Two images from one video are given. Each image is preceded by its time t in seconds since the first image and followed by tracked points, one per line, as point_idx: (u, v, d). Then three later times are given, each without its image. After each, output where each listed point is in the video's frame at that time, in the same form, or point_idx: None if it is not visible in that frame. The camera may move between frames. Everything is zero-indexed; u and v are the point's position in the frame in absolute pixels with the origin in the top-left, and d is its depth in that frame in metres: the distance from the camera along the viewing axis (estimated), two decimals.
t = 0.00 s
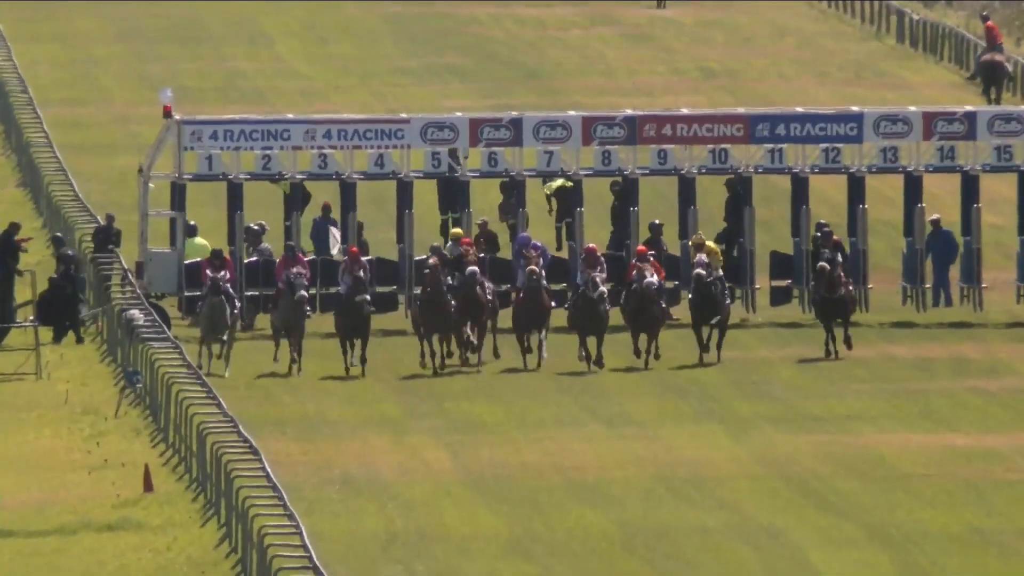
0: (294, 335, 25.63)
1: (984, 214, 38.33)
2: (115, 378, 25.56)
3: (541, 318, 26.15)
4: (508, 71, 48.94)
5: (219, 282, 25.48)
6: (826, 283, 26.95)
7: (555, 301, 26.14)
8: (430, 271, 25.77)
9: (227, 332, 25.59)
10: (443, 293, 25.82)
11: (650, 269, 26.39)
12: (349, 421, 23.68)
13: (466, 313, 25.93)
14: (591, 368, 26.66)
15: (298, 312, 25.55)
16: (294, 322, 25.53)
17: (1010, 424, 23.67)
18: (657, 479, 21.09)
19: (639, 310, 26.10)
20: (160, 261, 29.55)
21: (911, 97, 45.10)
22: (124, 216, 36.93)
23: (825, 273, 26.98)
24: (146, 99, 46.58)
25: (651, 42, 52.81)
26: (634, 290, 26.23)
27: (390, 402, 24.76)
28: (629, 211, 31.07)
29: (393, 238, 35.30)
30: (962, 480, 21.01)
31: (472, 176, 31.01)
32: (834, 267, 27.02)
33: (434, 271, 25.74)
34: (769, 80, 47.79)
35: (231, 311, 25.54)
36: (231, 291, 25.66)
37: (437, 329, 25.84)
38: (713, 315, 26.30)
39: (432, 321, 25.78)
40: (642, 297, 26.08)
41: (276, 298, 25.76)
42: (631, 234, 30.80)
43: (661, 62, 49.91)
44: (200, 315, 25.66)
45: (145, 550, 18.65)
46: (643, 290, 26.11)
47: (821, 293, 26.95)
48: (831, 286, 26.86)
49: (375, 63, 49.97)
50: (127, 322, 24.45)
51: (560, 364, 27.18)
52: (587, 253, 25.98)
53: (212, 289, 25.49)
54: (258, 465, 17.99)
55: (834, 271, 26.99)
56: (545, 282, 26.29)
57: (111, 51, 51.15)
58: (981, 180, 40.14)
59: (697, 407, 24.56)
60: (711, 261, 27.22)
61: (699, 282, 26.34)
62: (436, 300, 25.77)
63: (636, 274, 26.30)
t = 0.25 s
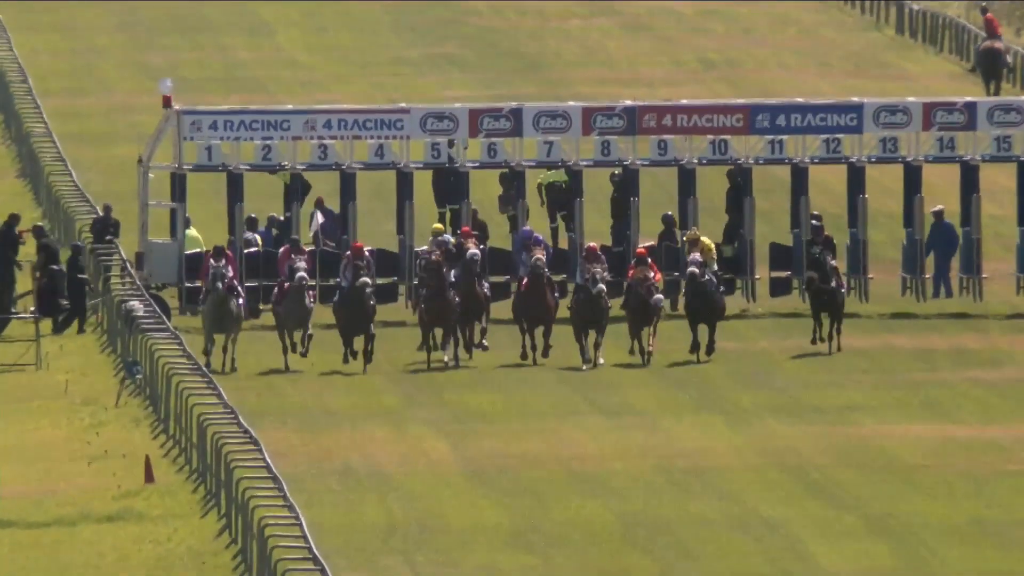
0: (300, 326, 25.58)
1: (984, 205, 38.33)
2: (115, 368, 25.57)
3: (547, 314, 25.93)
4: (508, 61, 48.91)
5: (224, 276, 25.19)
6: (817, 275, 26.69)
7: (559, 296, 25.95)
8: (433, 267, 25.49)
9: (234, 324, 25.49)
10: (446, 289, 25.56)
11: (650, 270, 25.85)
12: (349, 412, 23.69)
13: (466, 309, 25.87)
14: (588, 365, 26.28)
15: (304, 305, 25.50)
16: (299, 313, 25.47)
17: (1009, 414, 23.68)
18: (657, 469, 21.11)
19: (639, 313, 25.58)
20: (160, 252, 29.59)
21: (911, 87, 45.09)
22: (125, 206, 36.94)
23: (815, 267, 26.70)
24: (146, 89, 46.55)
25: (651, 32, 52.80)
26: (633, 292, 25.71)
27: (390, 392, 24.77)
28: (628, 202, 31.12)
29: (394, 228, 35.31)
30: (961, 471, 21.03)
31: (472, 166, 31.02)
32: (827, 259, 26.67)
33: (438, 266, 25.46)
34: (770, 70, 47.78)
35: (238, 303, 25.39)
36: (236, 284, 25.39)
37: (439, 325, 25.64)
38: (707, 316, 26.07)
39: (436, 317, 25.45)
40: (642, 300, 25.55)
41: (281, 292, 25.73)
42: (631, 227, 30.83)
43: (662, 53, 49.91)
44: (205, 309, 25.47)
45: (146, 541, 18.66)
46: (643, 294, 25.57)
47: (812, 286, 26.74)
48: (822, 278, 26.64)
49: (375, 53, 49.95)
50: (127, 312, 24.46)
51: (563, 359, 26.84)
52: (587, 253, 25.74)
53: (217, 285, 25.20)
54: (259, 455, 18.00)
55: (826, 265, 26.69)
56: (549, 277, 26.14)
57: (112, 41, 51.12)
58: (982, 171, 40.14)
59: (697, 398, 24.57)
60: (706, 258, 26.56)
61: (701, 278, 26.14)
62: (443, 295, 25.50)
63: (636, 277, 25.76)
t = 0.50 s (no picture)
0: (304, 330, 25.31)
1: (984, 203, 38.34)
2: (115, 367, 25.59)
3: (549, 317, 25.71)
4: (509, 59, 48.90)
5: (228, 277, 25.09)
6: (807, 279, 26.41)
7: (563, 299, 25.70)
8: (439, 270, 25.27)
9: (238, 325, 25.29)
10: (453, 290, 25.39)
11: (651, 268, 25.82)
12: (350, 410, 23.70)
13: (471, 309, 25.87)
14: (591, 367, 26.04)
15: (308, 307, 25.26)
16: (303, 316, 25.20)
17: (1010, 413, 23.69)
18: (657, 468, 21.12)
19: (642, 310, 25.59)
20: (160, 250, 29.56)
21: (912, 85, 45.09)
22: (126, 204, 36.94)
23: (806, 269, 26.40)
24: (146, 87, 46.54)
25: (652, 30, 52.79)
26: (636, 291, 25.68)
27: (391, 391, 24.77)
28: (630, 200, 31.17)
29: (394, 226, 35.31)
30: (962, 470, 21.04)
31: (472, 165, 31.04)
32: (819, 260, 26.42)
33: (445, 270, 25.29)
34: (770, 68, 47.78)
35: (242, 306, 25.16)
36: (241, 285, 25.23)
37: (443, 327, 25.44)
38: (701, 317, 26.03)
39: (440, 317, 25.34)
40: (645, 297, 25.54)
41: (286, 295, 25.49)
42: (633, 225, 30.94)
43: (662, 51, 49.91)
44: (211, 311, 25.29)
45: (146, 539, 18.68)
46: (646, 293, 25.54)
47: (801, 288, 26.43)
48: (812, 281, 26.35)
49: (376, 51, 49.95)
50: (127, 311, 24.47)
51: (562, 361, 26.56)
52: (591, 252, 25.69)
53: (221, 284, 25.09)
54: (259, 453, 18.01)
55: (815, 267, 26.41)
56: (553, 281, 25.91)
57: (112, 39, 51.10)
58: (982, 169, 40.13)
59: (697, 396, 24.57)
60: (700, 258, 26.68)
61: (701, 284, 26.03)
62: (449, 298, 25.31)
63: (637, 276, 25.75)
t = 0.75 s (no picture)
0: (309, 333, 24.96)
1: (986, 202, 38.35)
2: (117, 366, 25.60)
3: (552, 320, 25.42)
4: (510, 58, 48.92)
5: (235, 281, 24.98)
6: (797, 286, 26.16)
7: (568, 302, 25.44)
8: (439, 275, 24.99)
9: (244, 327, 25.03)
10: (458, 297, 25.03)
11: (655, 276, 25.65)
12: (352, 409, 23.71)
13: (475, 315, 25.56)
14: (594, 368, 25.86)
15: (312, 310, 24.93)
16: (307, 318, 24.89)
17: (1011, 412, 23.70)
18: (659, 466, 21.13)
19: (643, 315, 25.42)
20: (162, 249, 29.63)
21: (913, 85, 45.10)
22: (127, 204, 36.96)
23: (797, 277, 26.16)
24: (147, 86, 46.55)
25: (653, 29, 52.79)
26: (639, 296, 25.54)
27: (392, 390, 24.78)
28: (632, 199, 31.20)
29: (395, 226, 35.33)
30: (963, 469, 21.05)
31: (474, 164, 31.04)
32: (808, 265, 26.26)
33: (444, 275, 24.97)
34: (771, 68, 47.78)
35: (248, 309, 24.93)
36: (248, 290, 25.07)
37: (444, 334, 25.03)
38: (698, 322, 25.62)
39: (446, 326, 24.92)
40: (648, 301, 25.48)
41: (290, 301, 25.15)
42: (635, 224, 30.98)
43: (663, 50, 49.92)
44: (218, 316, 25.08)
45: (148, 537, 18.69)
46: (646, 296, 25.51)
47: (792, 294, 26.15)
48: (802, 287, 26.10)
49: (377, 50, 49.96)
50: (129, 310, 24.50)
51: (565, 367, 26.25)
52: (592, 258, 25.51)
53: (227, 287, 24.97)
54: (260, 452, 18.01)
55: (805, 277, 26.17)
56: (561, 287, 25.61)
57: (113, 38, 51.11)
58: (984, 168, 40.14)
59: (699, 395, 24.58)
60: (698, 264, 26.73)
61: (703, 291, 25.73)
62: (451, 304, 24.91)
63: (642, 283, 25.56)
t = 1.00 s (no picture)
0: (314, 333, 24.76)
1: (986, 198, 38.34)
2: (117, 362, 25.58)
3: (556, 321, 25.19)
4: (510, 54, 48.92)
5: (239, 283, 24.63)
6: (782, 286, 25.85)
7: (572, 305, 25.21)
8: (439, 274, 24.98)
9: (249, 330, 24.66)
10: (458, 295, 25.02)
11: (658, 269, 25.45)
12: (352, 405, 23.70)
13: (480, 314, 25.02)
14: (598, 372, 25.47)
15: (315, 310, 24.73)
16: (310, 317, 24.69)
17: (1011, 408, 23.70)
18: (659, 462, 21.12)
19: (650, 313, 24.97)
20: (162, 246, 29.58)
21: (912, 81, 45.10)
22: (128, 199, 36.97)
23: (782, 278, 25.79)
24: (148, 82, 46.56)
25: (652, 25, 52.80)
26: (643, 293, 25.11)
27: (392, 386, 24.79)
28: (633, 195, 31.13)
29: (396, 221, 35.34)
30: (963, 464, 21.06)
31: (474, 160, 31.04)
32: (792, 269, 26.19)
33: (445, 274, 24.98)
34: (771, 64, 47.79)
35: (253, 312, 24.63)
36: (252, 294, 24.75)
37: (447, 331, 25.03)
38: (693, 322, 25.28)
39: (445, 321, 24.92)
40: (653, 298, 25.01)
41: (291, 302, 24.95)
42: (635, 221, 30.93)
43: (663, 46, 49.93)
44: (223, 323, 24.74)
45: (147, 533, 18.68)
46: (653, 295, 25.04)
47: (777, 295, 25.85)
48: (788, 288, 25.81)
49: (377, 47, 49.94)
50: (129, 306, 24.50)
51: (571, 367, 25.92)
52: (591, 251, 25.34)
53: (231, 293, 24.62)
54: (260, 448, 18.00)
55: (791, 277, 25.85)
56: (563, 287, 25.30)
57: (113, 34, 51.13)
58: (984, 164, 40.14)
59: (699, 391, 24.58)
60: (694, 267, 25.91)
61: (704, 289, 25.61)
62: (453, 301, 24.91)
63: (644, 277, 25.32)
